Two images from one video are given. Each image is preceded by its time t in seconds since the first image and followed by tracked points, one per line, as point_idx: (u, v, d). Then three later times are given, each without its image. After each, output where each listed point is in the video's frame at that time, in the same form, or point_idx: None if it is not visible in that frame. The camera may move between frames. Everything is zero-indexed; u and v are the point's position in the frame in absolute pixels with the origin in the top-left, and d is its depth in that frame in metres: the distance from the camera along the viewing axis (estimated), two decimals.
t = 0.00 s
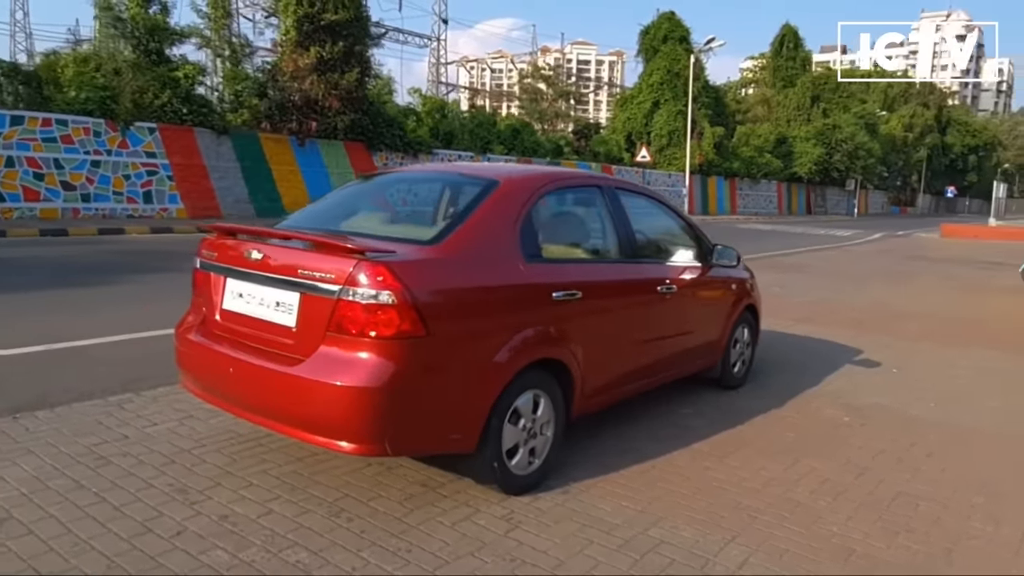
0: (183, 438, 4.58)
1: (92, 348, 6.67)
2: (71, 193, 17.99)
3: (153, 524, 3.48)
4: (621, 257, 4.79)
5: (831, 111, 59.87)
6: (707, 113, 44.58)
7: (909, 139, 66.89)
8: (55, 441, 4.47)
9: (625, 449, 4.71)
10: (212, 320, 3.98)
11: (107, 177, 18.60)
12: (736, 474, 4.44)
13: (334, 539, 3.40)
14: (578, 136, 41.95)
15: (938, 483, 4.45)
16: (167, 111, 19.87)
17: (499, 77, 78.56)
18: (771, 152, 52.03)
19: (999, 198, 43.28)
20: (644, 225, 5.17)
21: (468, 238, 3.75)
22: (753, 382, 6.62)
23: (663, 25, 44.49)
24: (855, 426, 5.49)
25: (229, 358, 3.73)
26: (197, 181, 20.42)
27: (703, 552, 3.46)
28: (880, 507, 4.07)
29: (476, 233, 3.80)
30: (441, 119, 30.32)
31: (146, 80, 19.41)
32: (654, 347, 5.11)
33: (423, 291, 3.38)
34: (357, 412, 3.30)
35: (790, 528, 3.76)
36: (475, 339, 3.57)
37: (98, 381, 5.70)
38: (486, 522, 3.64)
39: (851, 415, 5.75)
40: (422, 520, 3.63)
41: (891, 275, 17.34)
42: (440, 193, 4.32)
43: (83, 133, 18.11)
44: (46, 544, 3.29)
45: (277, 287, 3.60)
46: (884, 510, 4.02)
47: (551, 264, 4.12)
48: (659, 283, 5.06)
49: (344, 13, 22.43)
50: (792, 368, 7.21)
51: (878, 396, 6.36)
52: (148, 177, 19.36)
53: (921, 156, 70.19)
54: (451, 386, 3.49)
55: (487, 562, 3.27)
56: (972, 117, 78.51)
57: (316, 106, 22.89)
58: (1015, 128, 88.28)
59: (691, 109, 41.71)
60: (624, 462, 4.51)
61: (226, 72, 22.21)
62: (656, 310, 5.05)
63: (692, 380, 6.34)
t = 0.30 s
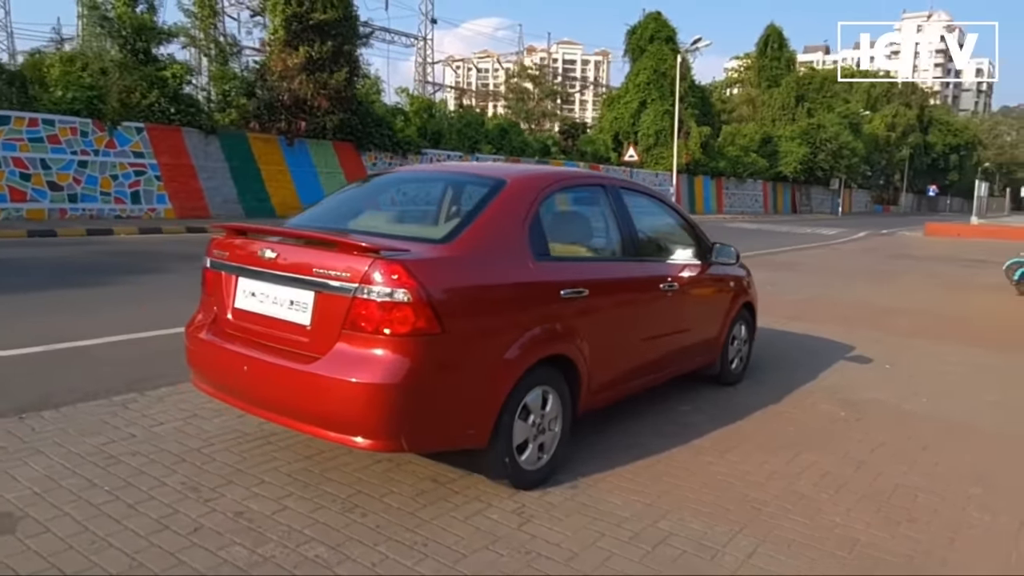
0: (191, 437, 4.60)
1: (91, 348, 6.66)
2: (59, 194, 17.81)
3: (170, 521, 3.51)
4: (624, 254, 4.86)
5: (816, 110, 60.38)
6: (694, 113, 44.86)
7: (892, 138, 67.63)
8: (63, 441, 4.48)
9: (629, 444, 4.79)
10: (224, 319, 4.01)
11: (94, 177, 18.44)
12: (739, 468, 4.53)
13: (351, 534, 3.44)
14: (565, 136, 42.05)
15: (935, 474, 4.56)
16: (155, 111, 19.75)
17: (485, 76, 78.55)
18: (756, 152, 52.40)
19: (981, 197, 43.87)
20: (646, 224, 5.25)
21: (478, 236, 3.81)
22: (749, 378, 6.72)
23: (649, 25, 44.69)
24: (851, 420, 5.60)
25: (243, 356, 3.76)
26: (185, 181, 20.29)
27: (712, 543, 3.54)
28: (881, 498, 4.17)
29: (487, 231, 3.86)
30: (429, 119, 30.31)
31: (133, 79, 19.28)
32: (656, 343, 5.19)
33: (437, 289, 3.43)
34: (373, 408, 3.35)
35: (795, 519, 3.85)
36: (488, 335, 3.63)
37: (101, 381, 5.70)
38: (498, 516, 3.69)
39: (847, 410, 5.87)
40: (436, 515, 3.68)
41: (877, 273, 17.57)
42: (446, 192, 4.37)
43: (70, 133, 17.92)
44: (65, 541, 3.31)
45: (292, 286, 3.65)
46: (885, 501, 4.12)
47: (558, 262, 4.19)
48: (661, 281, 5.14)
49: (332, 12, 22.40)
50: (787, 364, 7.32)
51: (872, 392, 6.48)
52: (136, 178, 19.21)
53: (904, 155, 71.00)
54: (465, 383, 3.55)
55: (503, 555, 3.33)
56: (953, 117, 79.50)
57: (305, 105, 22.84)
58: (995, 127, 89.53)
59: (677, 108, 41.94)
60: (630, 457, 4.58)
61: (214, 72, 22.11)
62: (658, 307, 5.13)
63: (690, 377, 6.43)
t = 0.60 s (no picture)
0: (204, 437, 4.66)
1: (94, 351, 6.67)
2: (48, 197, 17.60)
3: (192, 518, 3.58)
4: (629, 253, 4.97)
5: (801, 110, 60.88)
6: (681, 113, 45.15)
7: (876, 137, 68.31)
8: (77, 441, 4.53)
9: (634, 439, 4.90)
10: (238, 319, 4.08)
11: (84, 180, 18.25)
12: (742, 460, 4.65)
13: (371, 528, 3.52)
14: (553, 135, 42.15)
15: (932, 464, 4.71)
16: (144, 113, 19.68)
17: (471, 77, 78.57)
18: (743, 151, 52.74)
19: (964, 194, 44.41)
20: (648, 223, 5.37)
21: (491, 236, 3.90)
22: (746, 374, 6.85)
23: (636, 25, 44.89)
24: (848, 414, 5.74)
25: (261, 355, 3.84)
26: (175, 183, 20.19)
27: (721, 532, 3.65)
28: (881, 488, 4.30)
29: (499, 232, 3.95)
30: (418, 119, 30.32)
31: (123, 81, 19.18)
32: (659, 340, 5.31)
33: (455, 287, 3.52)
34: (392, 405, 3.43)
35: (800, 510, 3.96)
36: (502, 333, 3.72)
37: (109, 383, 5.74)
38: (512, 509, 3.79)
39: (844, 404, 6.01)
40: (452, 508, 3.76)
41: (864, 270, 17.82)
42: (454, 192, 4.46)
43: (59, 136, 17.71)
44: (91, 538, 3.37)
45: (310, 286, 3.73)
46: (885, 491, 4.25)
47: (567, 261, 4.29)
48: (664, 279, 5.26)
49: (322, 13, 22.41)
50: (782, 360, 7.46)
51: (866, 386, 6.64)
52: (125, 180, 19.04)
53: (887, 153, 71.75)
54: (480, 380, 3.65)
55: (520, 546, 3.43)
56: (935, 115, 80.40)
57: (295, 106, 22.82)
58: (977, 125, 90.62)
59: (665, 108, 42.15)
60: (636, 452, 4.69)
61: (203, 74, 22.04)
62: (661, 304, 5.24)
63: (690, 374, 6.55)
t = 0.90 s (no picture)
0: (207, 436, 4.69)
1: (89, 352, 6.66)
2: (33, 198, 17.44)
3: (201, 515, 3.61)
4: (625, 251, 5.05)
5: (784, 108, 61.42)
6: (666, 111, 45.45)
7: (858, 134, 69.01)
8: (80, 442, 4.54)
9: (632, 433, 4.98)
10: (242, 318, 4.12)
11: (69, 181, 18.08)
12: (739, 452, 4.74)
13: (378, 523, 3.58)
14: (539, 135, 42.26)
15: (922, 454, 4.83)
16: (130, 114, 19.54)
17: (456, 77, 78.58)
18: (727, 149, 53.08)
19: (945, 190, 44.96)
20: (644, 221, 5.45)
21: (493, 234, 3.97)
22: (739, 369, 6.96)
23: (621, 24, 45.08)
24: (840, 406, 5.86)
25: (267, 354, 3.88)
26: (161, 184, 20.07)
27: (722, 522, 3.74)
28: (874, 477, 4.41)
29: (500, 230, 4.02)
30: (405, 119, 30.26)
31: (108, 82, 19.03)
32: (655, 336, 5.39)
33: (459, 285, 3.58)
34: (400, 401, 3.49)
35: (796, 499, 4.06)
36: (505, 330, 3.79)
37: (107, 384, 5.75)
38: (516, 503, 3.85)
39: (835, 397, 6.13)
40: (457, 503, 3.82)
41: (850, 266, 18.05)
42: (454, 192, 4.52)
43: (43, 137, 17.50)
44: (101, 537, 3.40)
45: (316, 285, 3.77)
46: (879, 480, 4.36)
47: (567, 259, 4.37)
48: (659, 276, 5.35)
49: (308, 13, 22.35)
50: (773, 355, 7.58)
51: (857, 379, 6.77)
52: (111, 181, 18.88)
53: (869, 150, 72.47)
54: (485, 376, 3.71)
55: (526, 538, 3.49)
56: (916, 113, 81.32)
57: (282, 106, 22.75)
58: (956, 122, 91.75)
59: (651, 107, 42.37)
60: (635, 446, 4.77)
61: (189, 74, 21.93)
62: (657, 301, 5.33)
63: (683, 369, 6.65)
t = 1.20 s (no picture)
0: (204, 437, 4.67)
1: (81, 355, 6.62)
2: (20, 200, 17.28)
3: (200, 517, 3.60)
4: (621, 250, 5.08)
5: (773, 106, 61.70)
6: (656, 110, 45.59)
7: (846, 132, 69.43)
8: (75, 445, 4.51)
9: (630, 431, 5.00)
10: (240, 319, 4.10)
11: (57, 182, 17.92)
12: (735, 449, 4.77)
13: (379, 523, 3.57)
14: (529, 134, 42.30)
15: (916, 449, 4.87)
16: (118, 114, 19.40)
17: (446, 77, 78.48)
18: (717, 147, 53.28)
19: (932, 187, 45.32)
20: (639, 220, 5.47)
21: (491, 234, 3.98)
22: (733, 366, 7.00)
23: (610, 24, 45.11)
24: (834, 403, 5.90)
25: (266, 355, 3.86)
26: (150, 185, 19.94)
27: (721, 518, 3.76)
28: (868, 472, 4.46)
29: (498, 230, 4.02)
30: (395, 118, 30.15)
31: (96, 81, 18.86)
32: (651, 334, 5.42)
33: (459, 285, 3.59)
34: (400, 400, 3.49)
35: (793, 495, 4.09)
36: (504, 328, 3.79)
37: (100, 386, 5.72)
38: (516, 501, 3.86)
39: (828, 393, 6.17)
40: (457, 502, 3.82)
41: (840, 263, 18.16)
42: (451, 192, 4.52)
43: (30, 138, 17.33)
44: (100, 539, 3.38)
45: (314, 286, 3.77)
46: (873, 476, 4.40)
47: (565, 258, 4.38)
48: (656, 274, 5.37)
49: (298, 12, 22.25)
50: (767, 353, 7.61)
51: (849, 375, 6.82)
52: (99, 182, 18.73)
53: (857, 148, 72.90)
54: (484, 375, 3.72)
55: (527, 537, 3.50)
56: (903, 111, 81.84)
57: (271, 106, 22.65)
58: (942, 120, 92.58)
59: (640, 106, 42.45)
60: (632, 444, 4.78)
61: (177, 74, 21.79)
62: (653, 299, 5.35)
63: (678, 367, 6.68)
